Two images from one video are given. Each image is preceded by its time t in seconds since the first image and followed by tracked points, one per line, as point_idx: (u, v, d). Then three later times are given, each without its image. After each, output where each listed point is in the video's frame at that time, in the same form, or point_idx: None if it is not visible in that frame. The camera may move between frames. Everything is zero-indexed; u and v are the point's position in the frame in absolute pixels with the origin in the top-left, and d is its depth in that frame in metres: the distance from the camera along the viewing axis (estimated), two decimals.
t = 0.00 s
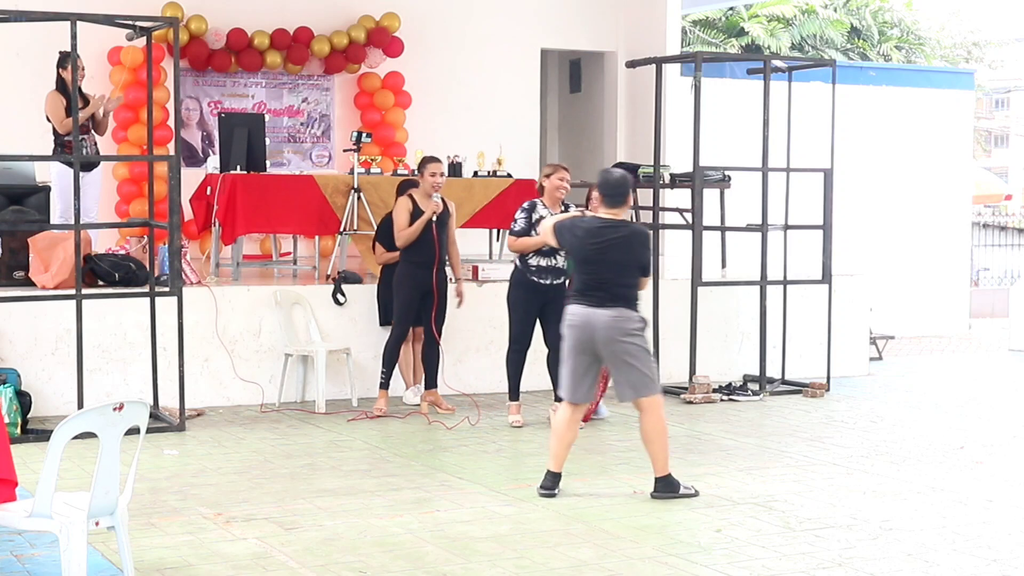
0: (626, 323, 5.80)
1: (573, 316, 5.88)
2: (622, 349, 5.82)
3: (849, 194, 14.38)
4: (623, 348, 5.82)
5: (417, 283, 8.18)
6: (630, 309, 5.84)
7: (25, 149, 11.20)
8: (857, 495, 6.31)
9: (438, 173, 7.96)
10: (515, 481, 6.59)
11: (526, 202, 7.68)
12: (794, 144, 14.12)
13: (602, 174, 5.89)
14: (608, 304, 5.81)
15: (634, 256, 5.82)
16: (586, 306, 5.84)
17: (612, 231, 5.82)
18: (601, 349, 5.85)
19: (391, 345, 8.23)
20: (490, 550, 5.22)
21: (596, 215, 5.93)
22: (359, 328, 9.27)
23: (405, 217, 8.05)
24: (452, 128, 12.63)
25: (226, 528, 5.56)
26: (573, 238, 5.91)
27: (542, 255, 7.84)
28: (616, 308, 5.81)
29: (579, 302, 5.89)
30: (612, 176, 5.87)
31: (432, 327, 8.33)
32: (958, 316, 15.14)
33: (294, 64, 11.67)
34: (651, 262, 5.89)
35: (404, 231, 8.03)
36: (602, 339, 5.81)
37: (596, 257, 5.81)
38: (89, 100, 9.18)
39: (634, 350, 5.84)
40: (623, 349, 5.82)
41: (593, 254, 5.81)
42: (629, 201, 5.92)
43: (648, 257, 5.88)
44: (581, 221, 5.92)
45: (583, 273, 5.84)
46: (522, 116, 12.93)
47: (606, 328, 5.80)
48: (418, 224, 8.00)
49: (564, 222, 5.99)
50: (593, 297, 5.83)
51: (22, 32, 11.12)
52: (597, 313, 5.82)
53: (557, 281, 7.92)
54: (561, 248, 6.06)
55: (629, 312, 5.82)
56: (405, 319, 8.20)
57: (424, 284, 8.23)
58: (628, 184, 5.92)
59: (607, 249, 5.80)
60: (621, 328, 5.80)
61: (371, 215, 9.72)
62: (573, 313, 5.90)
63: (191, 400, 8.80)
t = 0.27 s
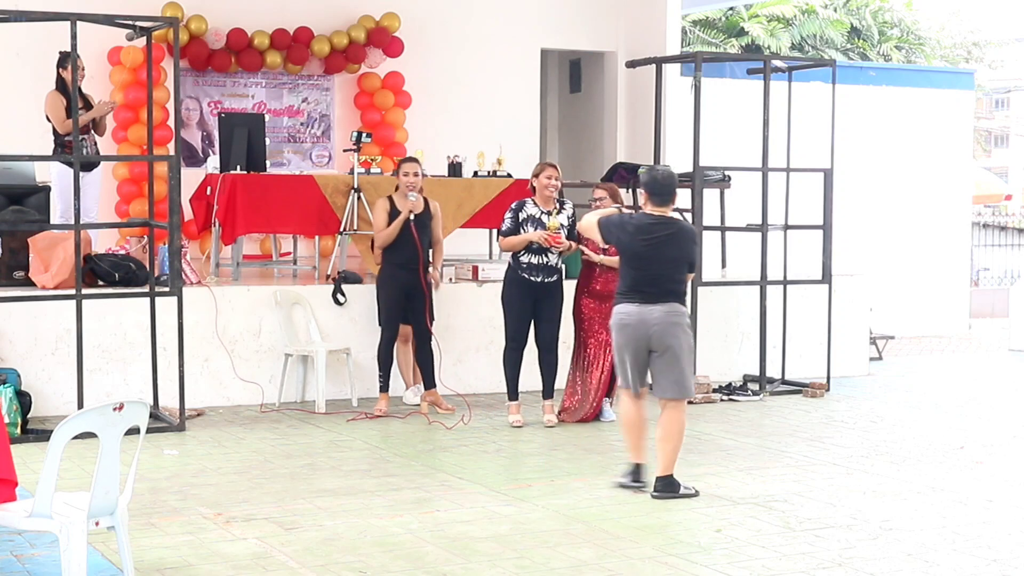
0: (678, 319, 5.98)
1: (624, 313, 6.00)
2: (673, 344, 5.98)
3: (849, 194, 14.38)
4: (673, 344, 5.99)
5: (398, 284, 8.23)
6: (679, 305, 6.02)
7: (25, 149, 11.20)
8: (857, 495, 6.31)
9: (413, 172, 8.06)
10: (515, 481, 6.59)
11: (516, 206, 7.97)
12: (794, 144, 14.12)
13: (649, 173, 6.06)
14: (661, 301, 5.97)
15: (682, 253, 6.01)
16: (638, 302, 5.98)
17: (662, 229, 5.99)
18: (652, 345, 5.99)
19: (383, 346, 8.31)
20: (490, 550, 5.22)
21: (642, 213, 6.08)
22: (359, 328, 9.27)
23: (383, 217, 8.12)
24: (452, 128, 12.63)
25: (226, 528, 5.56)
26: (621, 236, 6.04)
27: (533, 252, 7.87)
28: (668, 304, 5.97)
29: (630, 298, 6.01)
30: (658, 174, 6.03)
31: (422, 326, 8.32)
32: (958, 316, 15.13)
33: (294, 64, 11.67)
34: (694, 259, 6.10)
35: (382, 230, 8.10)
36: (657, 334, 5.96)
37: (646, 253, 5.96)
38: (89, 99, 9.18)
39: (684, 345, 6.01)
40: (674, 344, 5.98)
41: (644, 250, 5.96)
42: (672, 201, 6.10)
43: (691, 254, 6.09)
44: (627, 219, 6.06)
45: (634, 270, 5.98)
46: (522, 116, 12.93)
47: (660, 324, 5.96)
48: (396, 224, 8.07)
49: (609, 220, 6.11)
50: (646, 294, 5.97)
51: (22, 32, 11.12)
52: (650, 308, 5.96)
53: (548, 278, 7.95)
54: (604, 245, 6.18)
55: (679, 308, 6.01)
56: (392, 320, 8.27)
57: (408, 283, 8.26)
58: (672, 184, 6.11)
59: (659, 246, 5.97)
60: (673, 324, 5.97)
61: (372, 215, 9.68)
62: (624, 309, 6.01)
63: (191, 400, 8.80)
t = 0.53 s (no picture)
0: (702, 323, 6.05)
1: (648, 317, 6.07)
2: (698, 347, 6.05)
3: (849, 194, 14.38)
4: (699, 347, 6.06)
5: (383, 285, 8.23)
6: (703, 309, 6.09)
7: (25, 149, 11.20)
8: (857, 495, 6.31)
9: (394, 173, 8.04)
10: (515, 481, 6.59)
11: (518, 206, 7.99)
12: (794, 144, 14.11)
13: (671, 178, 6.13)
14: (685, 305, 6.04)
15: (706, 257, 6.07)
16: (662, 307, 6.05)
17: (683, 233, 6.04)
18: (677, 348, 6.06)
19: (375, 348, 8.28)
20: (490, 550, 5.22)
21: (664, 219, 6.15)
22: (358, 329, 9.27)
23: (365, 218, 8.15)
24: (453, 128, 12.63)
25: (226, 528, 5.56)
26: (643, 241, 6.10)
27: (531, 252, 7.89)
28: (692, 308, 6.04)
29: (655, 303, 6.08)
30: (679, 180, 6.10)
31: (408, 326, 8.38)
32: (958, 316, 15.13)
33: (294, 64, 11.67)
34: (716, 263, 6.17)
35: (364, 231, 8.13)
36: (682, 338, 6.04)
37: (669, 258, 6.03)
38: (89, 99, 9.18)
39: (709, 349, 6.08)
40: (699, 348, 6.05)
41: (666, 256, 6.02)
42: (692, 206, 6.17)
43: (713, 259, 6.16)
44: (648, 224, 6.12)
45: (656, 275, 6.04)
46: (522, 116, 12.93)
47: (685, 328, 6.02)
48: (377, 226, 8.10)
49: (631, 225, 6.18)
50: (670, 298, 6.04)
51: (22, 32, 11.12)
52: (674, 313, 6.03)
53: (545, 278, 7.93)
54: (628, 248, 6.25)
55: (703, 312, 6.07)
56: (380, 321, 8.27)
57: (391, 285, 8.25)
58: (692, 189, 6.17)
59: (680, 250, 6.02)
60: (698, 328, 6.04)
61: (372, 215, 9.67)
62: (648, 314, 6.09)
63: (191, 400, 8.80)
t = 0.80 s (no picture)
0: (715, 322, 6.20)
1: (662, 315, 6.18)
2: (711, 345, 6.20)
3: (849, 194, 14.38)
4: (711, 346, 6.20)
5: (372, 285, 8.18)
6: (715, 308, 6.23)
7: (25, 149, 11.20)
8: (857, 495, 6.31)
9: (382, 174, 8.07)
10: (515, 481, 6.59)
11: (514, 207, 8.07)
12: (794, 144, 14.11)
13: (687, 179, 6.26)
14: (700, 304, 6.17)
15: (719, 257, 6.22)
16: (678, 305, 6.16)
17: (699, 233, 6.18)
18: (690, 346, 6.19)
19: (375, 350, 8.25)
20: (490, 550, 5.23)
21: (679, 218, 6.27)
22: (359, 328, 9.27)
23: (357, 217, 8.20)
24: (453, 128, 12.63)
25: (226, 528, 5.56)
26: (659, 240, 6.22)
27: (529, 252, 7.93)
28: (706, 307, 6.18)
29: (669, 301, 6.19)
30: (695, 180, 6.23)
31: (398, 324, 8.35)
32: (958, 316, 15.13)
33: (294, 64, 11.67)
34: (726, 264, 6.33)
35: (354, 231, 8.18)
36: (696, 336, 6.17)
37: (685, 257, 6.15)
38: (89, 99, 9.18)
39: (720, 347, 6.24)
40: (711, 346, 6.20)
41: (682, 255, 6.15)
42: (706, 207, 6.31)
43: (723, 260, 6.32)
44: (665, 223, 6.24)
45: (672, 274, 6.16)
46: (522, 116, 12.93)
47: (699, 326, 6.16)
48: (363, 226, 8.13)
49: (646, 224, 6.29)
50: (685, 297, 6.16)
51: (22, 32, 11.12)
52: (688, 312, 6.16)
53: (543, 277, 7.94)
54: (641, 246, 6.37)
55: (715, 311, 6.22)
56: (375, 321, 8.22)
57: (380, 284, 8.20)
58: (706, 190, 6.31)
59: (696, 250, 6.15)
60: (712, 326, 6.18)
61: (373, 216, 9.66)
62: (663, 311, 6.19)
63: (192, 400, 8.80)
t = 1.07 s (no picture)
0: (735, 324, 6.25)
1: (685, 315, 6.19)
2: (729, 347, 6.25)
3: (849, 194, 14.39)
4: (729, 348, 6.26)
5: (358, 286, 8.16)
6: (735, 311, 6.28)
7: (25, 150, 11.20)
8: (857, 495, 6.31)
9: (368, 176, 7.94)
10: (515, 481, 6.59)
11: (508, 209, 8.08)
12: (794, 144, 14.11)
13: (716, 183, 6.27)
14: (723, 306, 6.21)
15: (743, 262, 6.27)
16: (701, 306, 6.18)
17: (725, 235, 6.21)
18: (710, 348, 6.23)
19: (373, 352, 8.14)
20: (490, 550, 5.23)
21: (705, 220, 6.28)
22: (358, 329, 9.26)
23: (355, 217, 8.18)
24: (453, 128, 12.64)
25: (226, 528, 5.56)
26: (684, 241, 6.24)
27: (524, 253, 7.91)
28: (728, 310, 6.22)
29: (692, 301, 6.20)
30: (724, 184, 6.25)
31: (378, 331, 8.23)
32: (958, 316, 15.13)
33: (294, 64, 11.67)
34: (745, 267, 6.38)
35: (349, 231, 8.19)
36: (717, 338, 6.21)
37: (709, 258, 6.18)
38: (88, 99, 9.17)
39: (736, 349, 6.30)
40: (729, 348, 6.26)
41: (707, 256, 6.18)
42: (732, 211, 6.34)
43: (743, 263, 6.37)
44: (690, 224, 6.26)
45: (696, 274, 6.18)
46: (522, 116, 12.93)
47: (721, 328, 6.20)
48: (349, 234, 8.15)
49: (673, 225, 6.29)
50: (709, 299, 6.18)
51: (22, 32, 11.12)
52: (710, 312, 6.18)
53: (539, 277, 7.94)
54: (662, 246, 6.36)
55: (735, 314, 6.27)
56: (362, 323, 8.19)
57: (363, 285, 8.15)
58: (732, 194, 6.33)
59: (721, 252, 6.19)
60: (732, 329, 6.23)
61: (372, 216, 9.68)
62: (685, 311, 6.20)
63: (192, 400, 8.80)
